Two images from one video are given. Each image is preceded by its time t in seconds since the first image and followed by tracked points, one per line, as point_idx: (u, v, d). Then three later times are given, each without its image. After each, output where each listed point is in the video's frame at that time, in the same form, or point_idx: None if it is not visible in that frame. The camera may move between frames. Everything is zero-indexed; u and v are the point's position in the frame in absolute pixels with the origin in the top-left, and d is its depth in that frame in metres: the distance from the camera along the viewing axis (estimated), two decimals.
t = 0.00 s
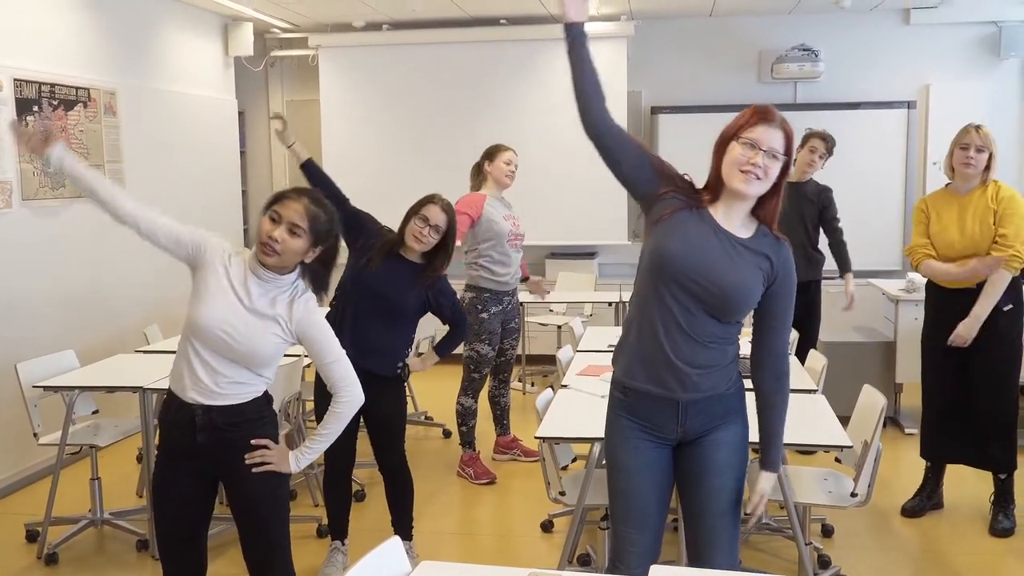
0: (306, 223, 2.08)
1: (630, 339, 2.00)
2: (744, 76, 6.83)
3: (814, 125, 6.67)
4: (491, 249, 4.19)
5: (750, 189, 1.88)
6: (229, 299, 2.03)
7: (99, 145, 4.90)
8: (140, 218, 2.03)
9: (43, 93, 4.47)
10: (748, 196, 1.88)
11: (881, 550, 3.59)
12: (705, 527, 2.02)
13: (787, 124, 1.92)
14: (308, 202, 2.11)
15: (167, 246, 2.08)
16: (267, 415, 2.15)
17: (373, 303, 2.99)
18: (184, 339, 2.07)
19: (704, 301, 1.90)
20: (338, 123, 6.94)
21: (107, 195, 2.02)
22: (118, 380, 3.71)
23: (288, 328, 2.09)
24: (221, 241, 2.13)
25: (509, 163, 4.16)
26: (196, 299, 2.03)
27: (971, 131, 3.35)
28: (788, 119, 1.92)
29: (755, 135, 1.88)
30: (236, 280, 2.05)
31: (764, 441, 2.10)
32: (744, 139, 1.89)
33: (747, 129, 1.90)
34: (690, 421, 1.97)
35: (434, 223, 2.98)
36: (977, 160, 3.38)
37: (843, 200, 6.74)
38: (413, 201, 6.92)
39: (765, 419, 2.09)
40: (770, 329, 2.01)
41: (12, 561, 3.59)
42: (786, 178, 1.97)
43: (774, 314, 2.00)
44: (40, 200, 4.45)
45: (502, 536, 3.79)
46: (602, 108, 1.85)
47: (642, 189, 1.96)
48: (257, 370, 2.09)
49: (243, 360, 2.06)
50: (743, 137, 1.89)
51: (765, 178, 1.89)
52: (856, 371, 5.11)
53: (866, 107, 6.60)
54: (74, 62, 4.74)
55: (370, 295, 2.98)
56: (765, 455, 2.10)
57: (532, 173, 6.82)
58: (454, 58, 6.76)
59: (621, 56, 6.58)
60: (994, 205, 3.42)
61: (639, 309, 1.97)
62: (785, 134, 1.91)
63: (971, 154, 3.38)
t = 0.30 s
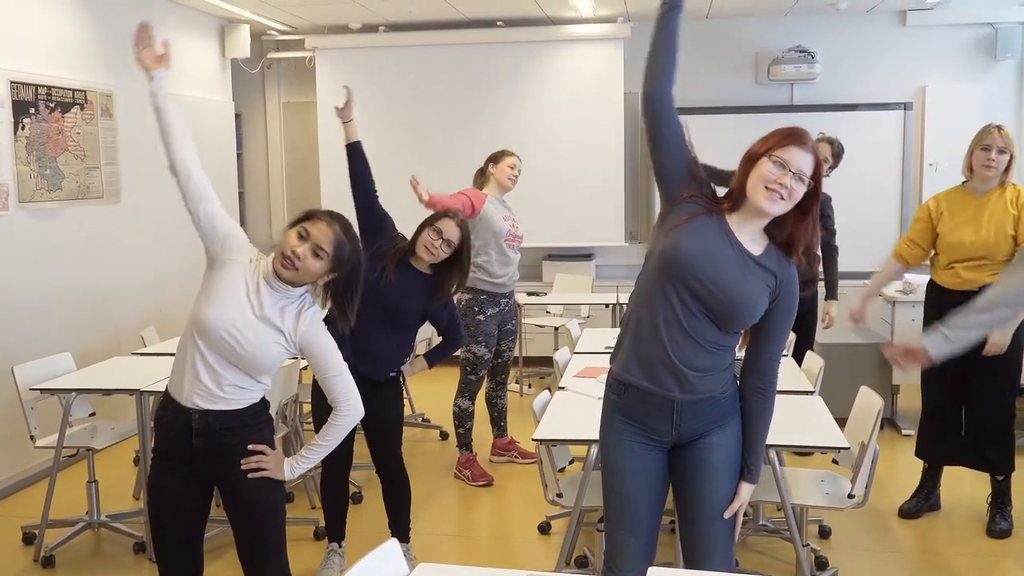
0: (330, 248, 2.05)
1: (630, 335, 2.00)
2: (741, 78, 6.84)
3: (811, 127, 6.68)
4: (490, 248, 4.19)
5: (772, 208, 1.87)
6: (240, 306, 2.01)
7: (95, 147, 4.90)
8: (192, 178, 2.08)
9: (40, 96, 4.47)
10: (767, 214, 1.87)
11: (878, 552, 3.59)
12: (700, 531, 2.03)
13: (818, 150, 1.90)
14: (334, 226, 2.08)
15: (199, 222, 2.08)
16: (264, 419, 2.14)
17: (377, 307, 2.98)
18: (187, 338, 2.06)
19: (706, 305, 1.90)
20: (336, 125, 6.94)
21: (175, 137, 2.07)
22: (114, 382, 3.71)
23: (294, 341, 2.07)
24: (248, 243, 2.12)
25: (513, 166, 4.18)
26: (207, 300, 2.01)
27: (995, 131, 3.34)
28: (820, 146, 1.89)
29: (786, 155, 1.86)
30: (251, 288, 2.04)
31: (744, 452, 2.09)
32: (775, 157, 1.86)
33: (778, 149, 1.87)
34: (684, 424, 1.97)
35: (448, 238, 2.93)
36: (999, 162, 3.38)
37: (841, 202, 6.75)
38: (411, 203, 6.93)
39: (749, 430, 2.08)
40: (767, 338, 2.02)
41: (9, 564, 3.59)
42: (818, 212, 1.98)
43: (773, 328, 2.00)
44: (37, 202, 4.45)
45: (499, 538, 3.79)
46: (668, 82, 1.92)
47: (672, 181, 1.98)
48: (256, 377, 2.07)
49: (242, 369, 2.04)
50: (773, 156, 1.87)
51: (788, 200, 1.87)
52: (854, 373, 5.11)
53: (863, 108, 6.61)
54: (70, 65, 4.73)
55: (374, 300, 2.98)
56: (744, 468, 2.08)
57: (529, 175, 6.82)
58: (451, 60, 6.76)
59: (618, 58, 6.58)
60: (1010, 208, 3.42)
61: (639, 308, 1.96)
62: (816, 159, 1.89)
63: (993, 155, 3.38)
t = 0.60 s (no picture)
0: (350, 281, 2.06)
1: (631, 333, 2.00)
2: (738, 78, 6.84)
3: (808, 127, 6.68)
4: (488, 241, 4.17)
5: (781, 214, 1.86)
6: (249, 314, 1.99)
7: (93, 148, 4.89)
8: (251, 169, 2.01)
9: (37, 97, 4.47)
10: (775, 217, 1.87)
11: (877, 551, 3.60)
12: (699, 531, 2.03)
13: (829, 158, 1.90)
14: (357, 261, 2.09)
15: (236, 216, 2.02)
16: (261, 421, 2.14)
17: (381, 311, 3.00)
18: (190, 335, 2.04)
19: (712, 307, 1.90)
20: (333, 126, 6.94)
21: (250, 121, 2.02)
22: (113, 383, 3.71)
23: (298, 354, 2.07)
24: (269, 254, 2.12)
25: (518, 172, 4.24)
26: (216, 303, 1.99)
27: None
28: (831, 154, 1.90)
29: (799, 162, 1.85)
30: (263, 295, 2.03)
31: (743, 455, 2.09)
32: (788, 164, 1.86)
33: (791, 156, 1.86)
34: (684, 424, 1.97)
35: (458, 252, 3.03)
36: None
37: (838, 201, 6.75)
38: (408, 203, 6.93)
39: (748, 433, 2.08)
40: (768, 341, 2.03)
41: (7, 565, 3.59)
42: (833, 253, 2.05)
43: (775, 332, 2.01)
44: (34, 204, 4.45)
45: (498, 538, 3.79)
46: (726, 80, 1.88)
47: (692, 181, 1.98)
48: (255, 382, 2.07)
49: (242, 376, 2.03)
50: (786, 161, 1.86)
51: (798, 206, 1.87)
52: (852, 373, 5.11)
53: (861, 108, 6.61)
54: (68, 66, 4.73)
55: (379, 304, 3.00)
56: (743, 472, 2.08)
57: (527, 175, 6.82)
58: (448, 61, 6.76)
59: (615, 58, 6.59)
60: None
61: (644, 308, 1.95)
62: (827, 167, 1.89)
63: None
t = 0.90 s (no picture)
0: (351, 300, 2.06)
1: (632, 330, 1.99)
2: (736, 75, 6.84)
3: (806, 123, 6.68)
4: (489, 240, 4.18)
5: (787, 219, 1.86)
6: (247, 316, 1.98)
7: (90, 148, 4.89)
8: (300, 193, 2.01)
9: (33, 98, 4.47)
10: (780, 222, 1.86)
11: (876, 547, 3.60)
12: (697, 528, 2.03)
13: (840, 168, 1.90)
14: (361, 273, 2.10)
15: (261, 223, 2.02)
16: (257, 422, 2.14)
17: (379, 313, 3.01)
18: (188, 335, 2.04)
19: (713, 304, 1.89)
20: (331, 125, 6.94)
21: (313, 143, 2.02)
22: (111, 384, 3.71)
23: (294, 359, 2.05)
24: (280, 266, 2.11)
25: (521, 177, 4.26)
26: (216, 303, 1.99)
27: None
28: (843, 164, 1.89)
29: (810, 169, 1.85)
30: (264, 298, 2.03)
31: (742, 455, 2.09)
32: (799, 170, 1.85)
33: (802, 162, 1.86)
34: (682, 421, 1.97)
35: (459, 257, 3.03)
36: None
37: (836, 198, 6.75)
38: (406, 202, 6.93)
39: (747, 432, 2.08)
40: (769, 342, 2.03)
41: (7, 566, 3.58)
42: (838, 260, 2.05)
43: (776, 334, 2.01)
44: (31, 205, 4.45)
45: (498, 536, 3.79)
46: (770, 90, 1.86)
47: (710, 184, 1.97)
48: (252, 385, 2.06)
49: (238, 378, 2.02)
50: (797, 168, 1.86)
51: (805, 212, 1.86)
52: (850, 369, 5.12)
53: (858, 105, 6.61)
54: (64, 67, 4.73)
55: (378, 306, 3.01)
56: (741, 472, 2.08)
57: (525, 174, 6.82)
58: (445, 59, 6.76)
59: (612, 56, 6.59)
60: None
61: (645, 304, 1.95)
62: (838, 177, 1.89)
63: None
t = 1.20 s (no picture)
0: (356, 304, 2.05)
1: (627, 322, 2.00)
2: (735, 71, 6.84)
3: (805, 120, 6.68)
4: (490, 236, 4.21)
5: (781, 221, 1.85)
6: (245, 314, 1.97)
7: (88, 145, 4.89)
8: (329, 219, 2.03)
9: (31, 94, 4.46)
10: (774, 222, 1.85)
11: (875, 543, 3.60)
12: (692, 524, 2.03)
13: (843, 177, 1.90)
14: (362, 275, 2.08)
15: (279, 228, 2.03)
16: (253, 420, 2.14)
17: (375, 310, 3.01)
18: (186, 331, 2.04)
19: (708, 301, 1.89)
20: (330, 122, 6.94)
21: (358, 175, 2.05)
22: (109, 380, 3.71)
23: (290, 360, 2.01)
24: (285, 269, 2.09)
25: (525, 180, 4.35)
26: (215, 301, 1.99)
27: None
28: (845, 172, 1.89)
29: (810, 173, 1.85)
30: (264, 297, 2.03)
31: (738, 451, 2.09)
32: (799, 173, 1.86)
33: (803, 167, 1.86)
34: (676, 415, 1.97)
35: (453, 256, 3.03)
36: None
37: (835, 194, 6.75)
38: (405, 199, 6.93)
39: (743, 428, 2.08)
40: (766, 341, 2.03)
41: (5, 563, 3.58)
42: (843, 264, 2.05)
43: (774, 333, 2.01)
44: (29, 201, 4.45)
45: (497, 532, 3.79)
46: (799, 104, 1.86)
47: (720, 183, 1.97)
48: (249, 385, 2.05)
49: (233, 376, 2.01)
50: (798, 171, 1.86)
51: (801, 216, 1.85)
52: (849, 365, 5.12)
53: (858, 101, 6.61)
54: (62, 63, 4.73)
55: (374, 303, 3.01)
56: (736, 469, 2.08)
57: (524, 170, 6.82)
58: (444, 56, 6.76)
59: (611, 52, 6.58)
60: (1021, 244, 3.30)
61: (641, 297, 1.95)
62: (839, 184, 1.89)
63: None
